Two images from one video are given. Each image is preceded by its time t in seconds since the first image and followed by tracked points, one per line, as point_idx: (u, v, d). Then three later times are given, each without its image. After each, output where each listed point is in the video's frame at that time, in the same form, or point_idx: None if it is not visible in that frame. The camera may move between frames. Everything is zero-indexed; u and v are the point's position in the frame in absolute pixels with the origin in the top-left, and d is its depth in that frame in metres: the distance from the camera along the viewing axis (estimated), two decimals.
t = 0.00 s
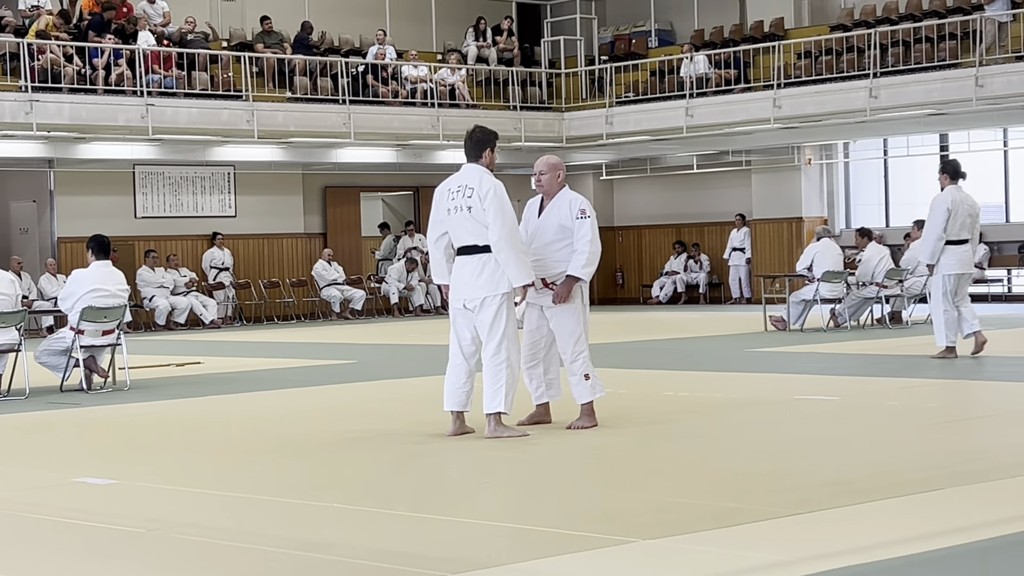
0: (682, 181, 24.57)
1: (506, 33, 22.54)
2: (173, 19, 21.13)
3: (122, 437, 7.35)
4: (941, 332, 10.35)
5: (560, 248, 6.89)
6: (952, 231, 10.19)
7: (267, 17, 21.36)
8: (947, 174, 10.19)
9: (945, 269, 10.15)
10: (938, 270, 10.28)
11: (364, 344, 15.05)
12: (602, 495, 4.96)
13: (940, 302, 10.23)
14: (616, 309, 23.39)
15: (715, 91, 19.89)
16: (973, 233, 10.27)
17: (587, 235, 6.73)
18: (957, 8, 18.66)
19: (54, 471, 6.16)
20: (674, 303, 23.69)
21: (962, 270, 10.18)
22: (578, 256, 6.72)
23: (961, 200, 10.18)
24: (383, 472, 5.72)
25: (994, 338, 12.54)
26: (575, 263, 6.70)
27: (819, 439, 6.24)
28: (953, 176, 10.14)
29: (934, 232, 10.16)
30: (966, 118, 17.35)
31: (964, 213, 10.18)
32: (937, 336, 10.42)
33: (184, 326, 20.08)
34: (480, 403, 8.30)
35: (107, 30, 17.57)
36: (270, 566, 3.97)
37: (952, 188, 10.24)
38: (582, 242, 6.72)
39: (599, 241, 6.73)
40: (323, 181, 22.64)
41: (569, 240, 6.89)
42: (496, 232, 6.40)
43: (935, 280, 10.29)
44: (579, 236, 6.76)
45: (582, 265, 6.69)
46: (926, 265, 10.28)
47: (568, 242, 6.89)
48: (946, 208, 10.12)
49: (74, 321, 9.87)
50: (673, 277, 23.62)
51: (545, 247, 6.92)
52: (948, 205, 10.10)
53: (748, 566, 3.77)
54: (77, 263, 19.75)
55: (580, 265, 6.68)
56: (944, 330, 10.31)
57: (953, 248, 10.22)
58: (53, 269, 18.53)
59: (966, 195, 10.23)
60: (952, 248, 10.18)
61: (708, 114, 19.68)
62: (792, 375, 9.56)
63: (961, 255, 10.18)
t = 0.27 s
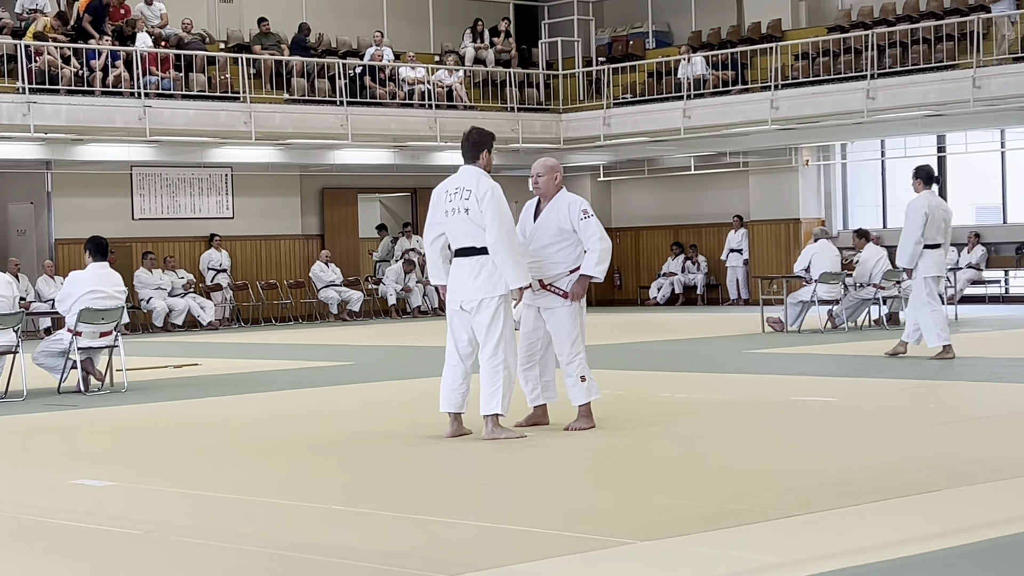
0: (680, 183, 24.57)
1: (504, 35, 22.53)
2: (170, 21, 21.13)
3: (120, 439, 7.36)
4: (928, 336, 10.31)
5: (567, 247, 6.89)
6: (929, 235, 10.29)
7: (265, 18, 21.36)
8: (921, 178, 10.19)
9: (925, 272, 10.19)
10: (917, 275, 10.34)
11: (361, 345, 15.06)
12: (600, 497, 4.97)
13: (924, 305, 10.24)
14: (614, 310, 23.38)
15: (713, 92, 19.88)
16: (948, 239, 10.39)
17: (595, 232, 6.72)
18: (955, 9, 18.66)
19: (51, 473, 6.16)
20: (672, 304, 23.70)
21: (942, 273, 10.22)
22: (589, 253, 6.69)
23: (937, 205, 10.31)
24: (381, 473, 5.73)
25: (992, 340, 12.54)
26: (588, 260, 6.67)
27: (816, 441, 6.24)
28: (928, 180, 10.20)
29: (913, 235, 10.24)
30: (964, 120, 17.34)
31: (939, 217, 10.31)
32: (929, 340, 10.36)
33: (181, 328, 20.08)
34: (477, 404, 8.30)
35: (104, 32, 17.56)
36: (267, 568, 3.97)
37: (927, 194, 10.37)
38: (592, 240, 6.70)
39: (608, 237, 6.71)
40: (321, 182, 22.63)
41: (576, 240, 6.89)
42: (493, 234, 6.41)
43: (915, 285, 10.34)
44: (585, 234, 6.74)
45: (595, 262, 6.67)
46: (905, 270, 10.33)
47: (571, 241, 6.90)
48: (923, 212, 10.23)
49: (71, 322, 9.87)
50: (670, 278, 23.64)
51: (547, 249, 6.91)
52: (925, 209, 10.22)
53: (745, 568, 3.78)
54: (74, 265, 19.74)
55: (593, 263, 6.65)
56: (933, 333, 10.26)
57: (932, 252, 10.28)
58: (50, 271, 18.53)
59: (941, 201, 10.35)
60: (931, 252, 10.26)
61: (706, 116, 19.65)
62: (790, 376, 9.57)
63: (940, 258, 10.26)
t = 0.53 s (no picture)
0: (678, 184, 24.59)
1: (502, 36, 22.53)
2: (169, 22, 21.12)
3: (117, 440, 7.35)
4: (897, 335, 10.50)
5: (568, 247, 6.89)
6: (903, 236, 10.43)
7: (263, 20, 21.36)
8: (896, 180, 10.23)
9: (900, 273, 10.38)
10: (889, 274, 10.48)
11: (359, 347, 15.06)
12: (598, 498, 4.96)
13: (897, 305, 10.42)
14: (613, 312, 23.39)
15: (712, 93, 19.88)
16: (918, 238, 10.57)
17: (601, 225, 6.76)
18: (953, 10, 18.70)
19: (48, 474, 6.15)
20: (670, 305, 23.73)
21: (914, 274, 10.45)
22: (598, 245, 6.73)
23: (909, 205, 10.43)
24: (378, 474, 5.72)
25: (989, 340, 12.55)
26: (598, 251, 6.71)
27: (815, 442, 6.23)
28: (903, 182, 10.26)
29: (890, 236, 10.32)
30: (963, 121, 17.35)
31: (913, 218, 10.44)
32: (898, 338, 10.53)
33: (180, 329, 20.08)
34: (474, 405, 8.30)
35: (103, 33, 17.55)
36: (265, 570, 3.96)
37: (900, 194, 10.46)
38: (601, 231, 6.74)
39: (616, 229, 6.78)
40: (319, 184, 22.64)
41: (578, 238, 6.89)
42: (491, 236, 6.41)
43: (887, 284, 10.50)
44: (590, 229, 6.78)
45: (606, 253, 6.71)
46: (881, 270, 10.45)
47: (569, 244, 6.89)
48: (900, 213, 10.33)
49: (70, 324, 9.86)
50: (669, 279, 23.68)
51: (546, 250, 6.91)
52: (902, 210, 10.32)
53: (743, 569, 3.77)
54: (72, 267, 19.75)
55: (605, 253, 6.69)
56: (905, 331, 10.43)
57: (905, 252, 10.47)
58: (48, 273, 18.52)
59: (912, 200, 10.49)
60: (905, 253, 10.42)
61: (704, 117, 19.65)
62: (789, 377, 9.56)
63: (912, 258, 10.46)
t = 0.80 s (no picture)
0: (676, 184, 24.60)
1: (501, 37, 22.54)
2: (168, 24, 21.12)
3: (117, 441, 7.35)
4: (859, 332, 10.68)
5: (568, 244, 6.90)
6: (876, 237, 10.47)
7: (262, 21, 21.37)
8: (871, 182, 10.29)
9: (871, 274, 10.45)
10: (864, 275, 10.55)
11: (359, 347, 15.06)
12: (597, 498, 4.97)
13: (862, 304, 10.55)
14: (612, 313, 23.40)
15: (710, 93, 19.90)
16: (898, 239, 10.56)
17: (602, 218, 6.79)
18: (952, 11, 18.74)
19: (48, 475, 6.16)
20: (669, 306, 23.75)
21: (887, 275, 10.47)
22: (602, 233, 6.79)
23: (887, 206, 10.45)
24: (378, 475, 5.73)
25: (988, 341, 12.56)
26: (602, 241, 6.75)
27: (814, 443, 6.24)
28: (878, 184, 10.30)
29: (864, 237, 10.37)
30: (962, 122, 17.37)
31: (890, 220, 10.44)
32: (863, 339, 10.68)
33: (179, 330, 20.09)
34: (473, 406, 8.30)
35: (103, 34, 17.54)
36: (266, 571, 3.97)
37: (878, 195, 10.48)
38: (604, 223, 6.77)
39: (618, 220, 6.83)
40: (318, 185, 22.65)
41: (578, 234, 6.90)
42: (490, 237, 6.41)
43: (859, 284, 10.61)
44: (592, 224, 6.81)
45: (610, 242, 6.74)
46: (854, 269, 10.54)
47: (569, 242, 6.90)
48: (874, 214, 10.36)
49: (69, 325, 9.86)
50: (668, 280, 23.70)
51: (546, 250, 6.92)
52: (876, 212, 10.35)
53: (742, 570, 3.78)
54: (72, 267, 19.75)
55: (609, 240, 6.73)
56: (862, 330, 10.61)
57: (881, 253, 10.51)
58: (48, 274, 18.52)
59: (891, 202, 10.48)
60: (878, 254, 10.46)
61: (704, 117, 19.66)
62: (788, 378, 9.57)
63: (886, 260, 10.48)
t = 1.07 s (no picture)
0: (675, 185, 24.60)
1: (501, 38, 22.54)
2: (168, 25, 21.13)
3: (116, 442, 7.35)
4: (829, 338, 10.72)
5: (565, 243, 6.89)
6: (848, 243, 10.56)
7: (261, 22, 21.38)
8: (845, 188, 10.38)
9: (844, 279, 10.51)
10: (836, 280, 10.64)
11: (358, 348, 15.05)
12: (596, 499, 4.97)
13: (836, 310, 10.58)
14: (612, 313, 23.41)
15: (710, 94, 19.91)
16: (871, 245, 10.66)
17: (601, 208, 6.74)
18: (950, 12, 18.78)
19: (47, 476, 6.15)
20: (668, 307, 23.76)
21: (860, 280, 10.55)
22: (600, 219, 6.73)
23: (859, 213, 10.58)
24: (377, 476, 5.73)
25: (988, 342, 12.57)
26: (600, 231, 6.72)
27: (813, 443, 6.24)
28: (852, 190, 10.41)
29: (836, 242, 10.48)
30: (961, 123, 17.39)
31: (862, 226, 10.55)
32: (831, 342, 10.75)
33: (179, 331, 20.10)
34: (472, 407, 8.30)
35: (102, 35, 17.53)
36: (265, 571, 3.96)
37: (851, 202, 10.60)
38: (600, 213, 6.73)
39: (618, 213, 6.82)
40: (318, 186, 22.66)
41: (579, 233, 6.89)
42: (491, 238, 6.41)
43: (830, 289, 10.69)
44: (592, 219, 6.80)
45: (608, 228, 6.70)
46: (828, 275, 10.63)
47: (569, 242, 6.90)
48: (846, 220, 10.47)
49: (69, 325, 9.86)
50: (667, 281, 23.71)
51: (546, 250, 6.92)
52: (848, 217, 10.46)
53: (741, 570, 3.78)
54: (71, 268, 19.74)
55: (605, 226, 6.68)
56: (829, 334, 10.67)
57: (853, 259, 10.60)
58: (47, 274, 18.52)
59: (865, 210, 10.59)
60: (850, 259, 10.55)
61: (703, 118, 19.67)
62: (787, 379, 9.57)
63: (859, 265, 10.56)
